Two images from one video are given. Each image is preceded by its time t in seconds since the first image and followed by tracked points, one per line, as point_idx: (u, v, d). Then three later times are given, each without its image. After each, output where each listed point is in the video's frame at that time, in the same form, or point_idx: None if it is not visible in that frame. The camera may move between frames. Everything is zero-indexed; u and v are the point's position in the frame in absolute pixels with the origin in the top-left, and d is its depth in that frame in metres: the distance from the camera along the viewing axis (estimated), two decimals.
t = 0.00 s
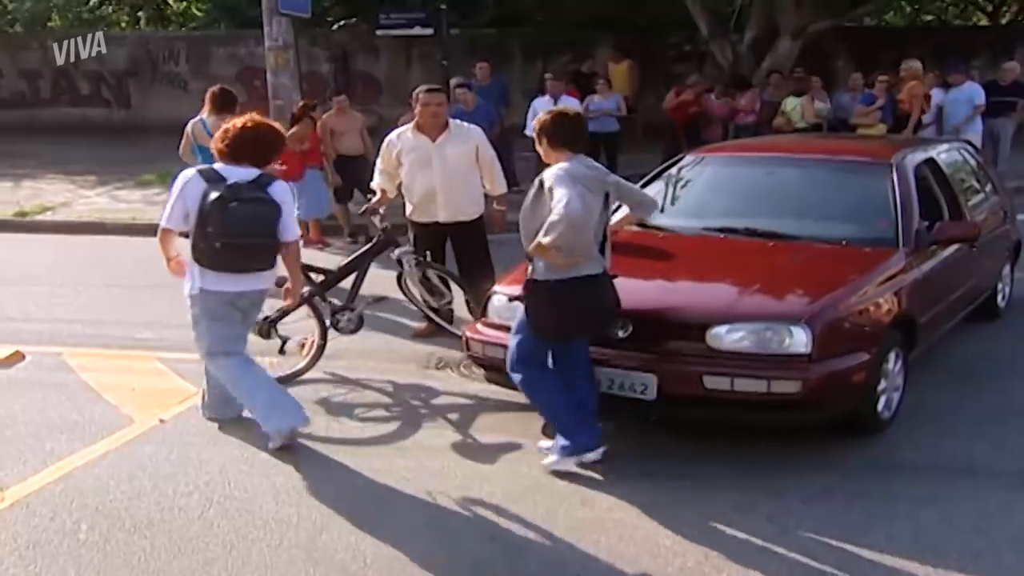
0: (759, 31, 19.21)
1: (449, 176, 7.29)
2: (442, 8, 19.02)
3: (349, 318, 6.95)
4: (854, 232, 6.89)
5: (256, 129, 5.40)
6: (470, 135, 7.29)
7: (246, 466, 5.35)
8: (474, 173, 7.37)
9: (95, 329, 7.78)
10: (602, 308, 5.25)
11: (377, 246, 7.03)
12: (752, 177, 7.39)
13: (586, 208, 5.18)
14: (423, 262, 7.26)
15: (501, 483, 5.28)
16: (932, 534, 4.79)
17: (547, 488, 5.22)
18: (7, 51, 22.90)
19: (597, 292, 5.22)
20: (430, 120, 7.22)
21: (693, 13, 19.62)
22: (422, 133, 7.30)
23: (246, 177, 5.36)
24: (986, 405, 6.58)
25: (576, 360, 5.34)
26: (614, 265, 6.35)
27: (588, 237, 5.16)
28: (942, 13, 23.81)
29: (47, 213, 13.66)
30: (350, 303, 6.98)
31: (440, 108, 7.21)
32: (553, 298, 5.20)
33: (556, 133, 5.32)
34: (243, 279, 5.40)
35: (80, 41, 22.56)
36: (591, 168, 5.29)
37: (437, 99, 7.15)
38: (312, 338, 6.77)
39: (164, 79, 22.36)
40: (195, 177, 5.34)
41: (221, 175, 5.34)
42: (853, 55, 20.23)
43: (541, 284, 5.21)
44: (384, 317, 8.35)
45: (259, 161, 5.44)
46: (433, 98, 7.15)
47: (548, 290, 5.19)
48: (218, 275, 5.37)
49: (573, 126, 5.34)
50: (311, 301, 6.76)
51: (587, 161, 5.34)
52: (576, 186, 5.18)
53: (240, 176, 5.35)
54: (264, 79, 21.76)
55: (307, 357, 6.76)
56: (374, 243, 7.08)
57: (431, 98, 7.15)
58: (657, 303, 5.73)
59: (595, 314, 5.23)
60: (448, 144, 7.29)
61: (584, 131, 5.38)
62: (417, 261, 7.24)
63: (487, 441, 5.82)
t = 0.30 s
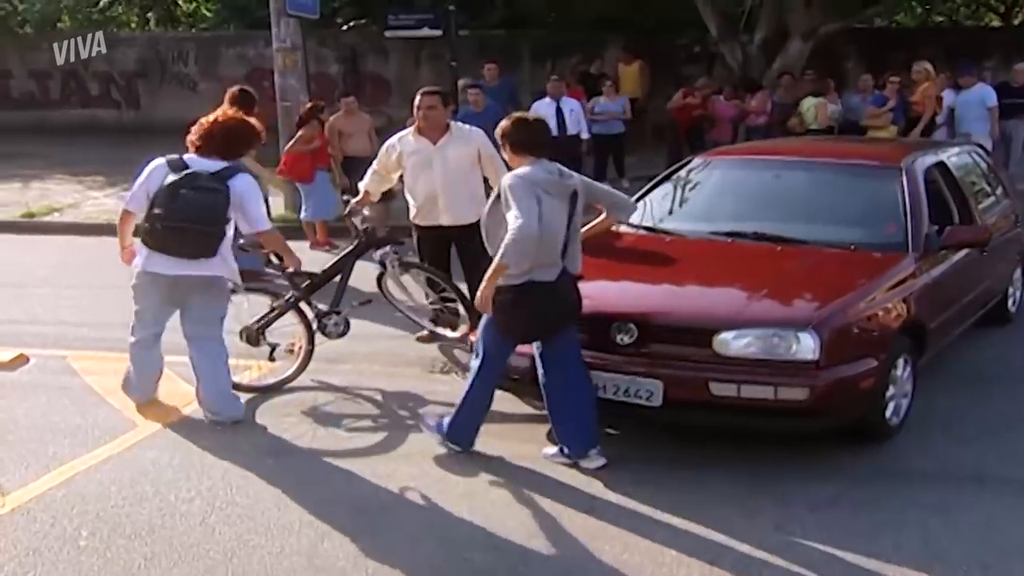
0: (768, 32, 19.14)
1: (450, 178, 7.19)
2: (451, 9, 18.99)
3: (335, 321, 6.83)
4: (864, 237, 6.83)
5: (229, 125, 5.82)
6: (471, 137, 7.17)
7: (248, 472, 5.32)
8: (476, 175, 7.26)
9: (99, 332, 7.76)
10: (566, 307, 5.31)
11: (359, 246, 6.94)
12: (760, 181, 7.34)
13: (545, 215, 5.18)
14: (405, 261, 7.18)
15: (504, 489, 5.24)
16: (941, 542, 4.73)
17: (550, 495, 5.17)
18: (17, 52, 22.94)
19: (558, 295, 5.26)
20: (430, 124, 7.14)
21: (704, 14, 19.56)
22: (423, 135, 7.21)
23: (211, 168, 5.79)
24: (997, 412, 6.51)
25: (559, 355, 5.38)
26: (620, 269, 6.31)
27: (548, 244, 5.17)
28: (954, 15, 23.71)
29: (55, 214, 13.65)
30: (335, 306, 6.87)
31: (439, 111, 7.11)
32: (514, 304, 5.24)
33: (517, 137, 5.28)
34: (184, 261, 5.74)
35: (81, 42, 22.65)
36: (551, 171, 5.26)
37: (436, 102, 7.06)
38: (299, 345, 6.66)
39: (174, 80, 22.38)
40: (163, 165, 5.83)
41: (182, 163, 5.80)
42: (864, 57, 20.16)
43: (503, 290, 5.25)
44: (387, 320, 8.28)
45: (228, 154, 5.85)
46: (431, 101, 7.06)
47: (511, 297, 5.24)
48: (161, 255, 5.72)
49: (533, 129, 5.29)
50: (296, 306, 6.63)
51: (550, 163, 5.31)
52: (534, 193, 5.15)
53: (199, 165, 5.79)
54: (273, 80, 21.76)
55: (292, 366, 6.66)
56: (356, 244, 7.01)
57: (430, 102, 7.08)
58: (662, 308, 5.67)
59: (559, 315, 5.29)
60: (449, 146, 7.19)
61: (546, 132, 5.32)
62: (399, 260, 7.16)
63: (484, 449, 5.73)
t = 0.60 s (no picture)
0: (786, 34, 19.04)
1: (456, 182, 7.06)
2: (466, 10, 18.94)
3: (328, 326, 6.69)
4: (880, 242, 6.76)
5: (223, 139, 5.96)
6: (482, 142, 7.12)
7: (254, 479, 5.29)
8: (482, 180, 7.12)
9: (111, 336, 7.74)
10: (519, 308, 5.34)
11: (347, 250, 6.70)
12: (775, 185, 7.28)
13: (493, 220, 5.20)
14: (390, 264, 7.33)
15: (512, 497, 5.18)
16: (956, 555, 4.66)
17: (559, 503, 5.12)
18: (35, 53, 23.00)
19: (512, 299, 5.29)
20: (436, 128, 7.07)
21: (720, 16, 19.47)
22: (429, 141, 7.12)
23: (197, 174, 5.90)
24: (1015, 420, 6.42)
25: (523, 347, 5.42)
26: (632, 274, 6.26)
27: (498, 249, 5.20)
28: (972, 16, 23.56)
29: (70, 215, 13.66)
30: (327, 310, 6.71)
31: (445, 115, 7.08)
32: (469, 306, 5.28)
33: (468, 143, 5.30)
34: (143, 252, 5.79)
35: (83, 42, 22.77)
36: (502, 177, 5.28)
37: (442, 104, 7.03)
38: (293, 350, 6.55)
39: (190, 80, 22.41)
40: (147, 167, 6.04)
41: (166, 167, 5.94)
42: (882, 58, 20.04)
43: (455, 295, 5.28)
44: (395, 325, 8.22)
45: (219, 167, 5.96)
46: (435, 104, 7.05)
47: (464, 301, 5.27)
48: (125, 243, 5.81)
49: (484, 134, 5.31)
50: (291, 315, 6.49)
51: (502, 169, 5.33)
52: (481, 200, 5.16)
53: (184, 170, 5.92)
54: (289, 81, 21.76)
55: (285, 372, 6.57)
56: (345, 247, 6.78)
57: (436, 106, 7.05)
58: (671, 313, 5.63)
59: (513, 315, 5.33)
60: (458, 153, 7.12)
61: (498, 138, 5.35)
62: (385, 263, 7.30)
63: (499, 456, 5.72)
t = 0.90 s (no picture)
0: (809, 36, 18.92)
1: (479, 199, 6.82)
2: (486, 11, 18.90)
3: (331, 331, 6.64)
4: (901, 248, 6.66)
5: (239, 133, 6.18)
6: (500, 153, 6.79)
7: (268, 484, 5.26)
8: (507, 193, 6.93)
9: (128, 338, 7.74)
10: (495, 307, 5.47)
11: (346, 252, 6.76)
12: (796, 189, 7.20)
13: (461, 221, 5.34)
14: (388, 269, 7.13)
15: (525, 506, 5.13)
16: (977, 568, 4.58)
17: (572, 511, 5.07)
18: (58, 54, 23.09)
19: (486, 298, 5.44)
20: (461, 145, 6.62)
21: (742, 17, 19.34)
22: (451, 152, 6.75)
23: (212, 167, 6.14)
24: None
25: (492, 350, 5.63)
26: (649, 279, 6.21)
27: (467, 250, 5.33)
28: (999, 17, 23.32)
29: (90, 216, 13.71)
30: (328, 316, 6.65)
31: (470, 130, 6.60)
32: (446, 306, 5.41)
33: (434, 144, 5.39)
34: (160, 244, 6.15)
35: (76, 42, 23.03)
36: (470, 177, 5.38)
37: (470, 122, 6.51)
38: (297, 355, 6.52)
39: (212, 81, 22.47)
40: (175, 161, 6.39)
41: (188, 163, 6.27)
42: (906, 60, 19.84)
43: (431, 294, 5.42)
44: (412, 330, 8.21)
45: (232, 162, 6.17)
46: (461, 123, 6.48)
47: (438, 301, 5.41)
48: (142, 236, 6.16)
49: (450, 134, 5.39)
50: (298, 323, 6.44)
51: (470, 169, 5.43)
52: (445, 201, 5.28)
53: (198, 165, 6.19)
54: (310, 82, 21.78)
55: (285, 382, 6.51)
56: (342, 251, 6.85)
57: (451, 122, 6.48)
58: (688, 320, 5.57)
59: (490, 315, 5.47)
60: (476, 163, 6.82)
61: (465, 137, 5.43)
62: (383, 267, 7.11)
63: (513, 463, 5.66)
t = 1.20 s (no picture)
0: (838, 35, 18.75)
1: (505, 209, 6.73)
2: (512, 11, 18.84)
3: (337, 341, 6.69)
4: (928, 254, 6.57)
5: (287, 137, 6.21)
6: (522, 161, 6.69)
7: (284, 490, 5.23)
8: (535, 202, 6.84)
9: (150, 339, 7.75)
10: (490, 306, 5.49)
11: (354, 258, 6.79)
12: (822, 194, 7.10)
13: (445, 223, 5.35)
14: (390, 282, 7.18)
15: (541, 515, 5.07)
16: None
17: (591, 520, 5.02)
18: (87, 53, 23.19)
19: (480, 299, 5.44)
20: (484, 154, 6.53)
21: (771, 17, 19.20)
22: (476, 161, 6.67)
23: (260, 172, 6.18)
24: None
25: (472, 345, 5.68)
26: (671, 285, 6.15)
27: (455, 253, 5.37)
28: None
29: (116, 215, 13.76)
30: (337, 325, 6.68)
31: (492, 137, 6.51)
32: (440, 309, 5.42)
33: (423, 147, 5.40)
34: (205, 248, 6.20)
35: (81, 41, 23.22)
36: (457, 181, 5.40)
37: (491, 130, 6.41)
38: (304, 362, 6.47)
39: (239, 81, 22.54)
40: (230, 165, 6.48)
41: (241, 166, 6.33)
42: (937, 59, 19.64)
43: (424, 296, 5.43)
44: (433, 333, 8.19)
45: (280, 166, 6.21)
46: (480, 131, 6.39)
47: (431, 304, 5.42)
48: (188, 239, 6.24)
49: (437, 138, 5.40)
50: (315, 333, 6.49)
51: (458, 172, 5.45)
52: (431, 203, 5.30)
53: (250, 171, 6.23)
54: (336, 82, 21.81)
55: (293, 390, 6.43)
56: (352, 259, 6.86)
57: (470, 130, 6.40)
58: (709, 327, 5.50)
59: (486, 315, 5.49)
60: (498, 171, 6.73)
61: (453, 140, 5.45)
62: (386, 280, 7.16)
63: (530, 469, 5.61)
